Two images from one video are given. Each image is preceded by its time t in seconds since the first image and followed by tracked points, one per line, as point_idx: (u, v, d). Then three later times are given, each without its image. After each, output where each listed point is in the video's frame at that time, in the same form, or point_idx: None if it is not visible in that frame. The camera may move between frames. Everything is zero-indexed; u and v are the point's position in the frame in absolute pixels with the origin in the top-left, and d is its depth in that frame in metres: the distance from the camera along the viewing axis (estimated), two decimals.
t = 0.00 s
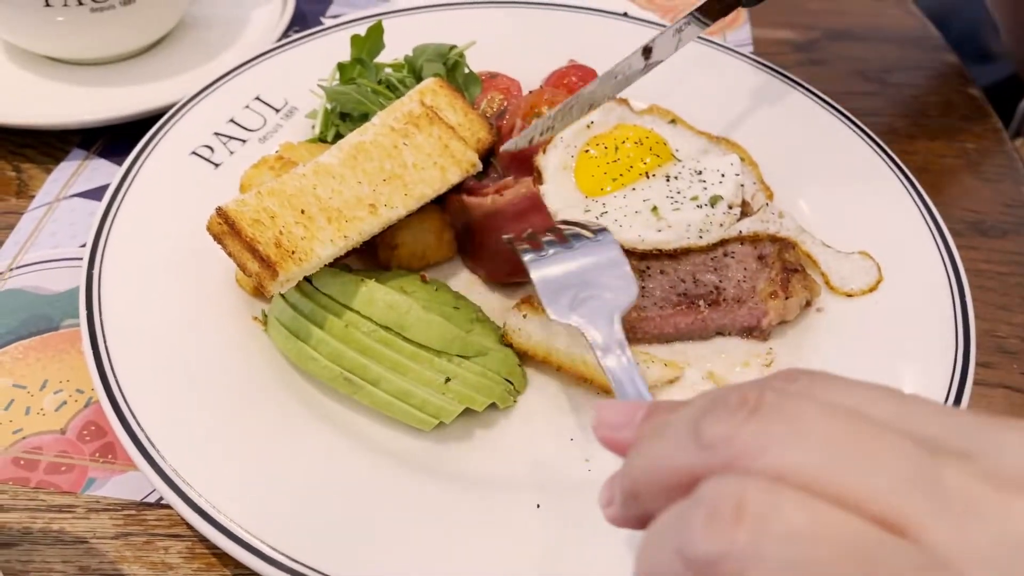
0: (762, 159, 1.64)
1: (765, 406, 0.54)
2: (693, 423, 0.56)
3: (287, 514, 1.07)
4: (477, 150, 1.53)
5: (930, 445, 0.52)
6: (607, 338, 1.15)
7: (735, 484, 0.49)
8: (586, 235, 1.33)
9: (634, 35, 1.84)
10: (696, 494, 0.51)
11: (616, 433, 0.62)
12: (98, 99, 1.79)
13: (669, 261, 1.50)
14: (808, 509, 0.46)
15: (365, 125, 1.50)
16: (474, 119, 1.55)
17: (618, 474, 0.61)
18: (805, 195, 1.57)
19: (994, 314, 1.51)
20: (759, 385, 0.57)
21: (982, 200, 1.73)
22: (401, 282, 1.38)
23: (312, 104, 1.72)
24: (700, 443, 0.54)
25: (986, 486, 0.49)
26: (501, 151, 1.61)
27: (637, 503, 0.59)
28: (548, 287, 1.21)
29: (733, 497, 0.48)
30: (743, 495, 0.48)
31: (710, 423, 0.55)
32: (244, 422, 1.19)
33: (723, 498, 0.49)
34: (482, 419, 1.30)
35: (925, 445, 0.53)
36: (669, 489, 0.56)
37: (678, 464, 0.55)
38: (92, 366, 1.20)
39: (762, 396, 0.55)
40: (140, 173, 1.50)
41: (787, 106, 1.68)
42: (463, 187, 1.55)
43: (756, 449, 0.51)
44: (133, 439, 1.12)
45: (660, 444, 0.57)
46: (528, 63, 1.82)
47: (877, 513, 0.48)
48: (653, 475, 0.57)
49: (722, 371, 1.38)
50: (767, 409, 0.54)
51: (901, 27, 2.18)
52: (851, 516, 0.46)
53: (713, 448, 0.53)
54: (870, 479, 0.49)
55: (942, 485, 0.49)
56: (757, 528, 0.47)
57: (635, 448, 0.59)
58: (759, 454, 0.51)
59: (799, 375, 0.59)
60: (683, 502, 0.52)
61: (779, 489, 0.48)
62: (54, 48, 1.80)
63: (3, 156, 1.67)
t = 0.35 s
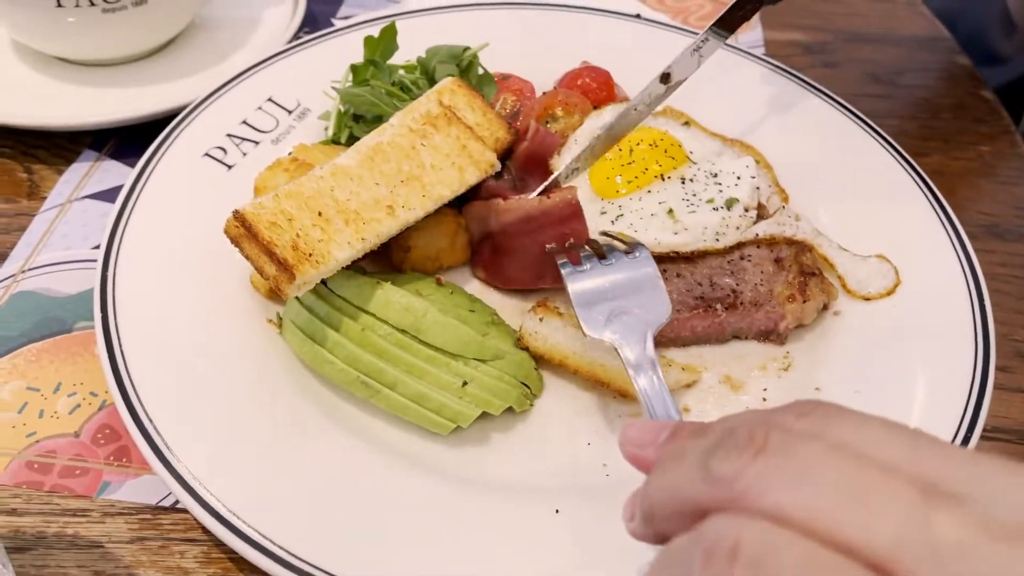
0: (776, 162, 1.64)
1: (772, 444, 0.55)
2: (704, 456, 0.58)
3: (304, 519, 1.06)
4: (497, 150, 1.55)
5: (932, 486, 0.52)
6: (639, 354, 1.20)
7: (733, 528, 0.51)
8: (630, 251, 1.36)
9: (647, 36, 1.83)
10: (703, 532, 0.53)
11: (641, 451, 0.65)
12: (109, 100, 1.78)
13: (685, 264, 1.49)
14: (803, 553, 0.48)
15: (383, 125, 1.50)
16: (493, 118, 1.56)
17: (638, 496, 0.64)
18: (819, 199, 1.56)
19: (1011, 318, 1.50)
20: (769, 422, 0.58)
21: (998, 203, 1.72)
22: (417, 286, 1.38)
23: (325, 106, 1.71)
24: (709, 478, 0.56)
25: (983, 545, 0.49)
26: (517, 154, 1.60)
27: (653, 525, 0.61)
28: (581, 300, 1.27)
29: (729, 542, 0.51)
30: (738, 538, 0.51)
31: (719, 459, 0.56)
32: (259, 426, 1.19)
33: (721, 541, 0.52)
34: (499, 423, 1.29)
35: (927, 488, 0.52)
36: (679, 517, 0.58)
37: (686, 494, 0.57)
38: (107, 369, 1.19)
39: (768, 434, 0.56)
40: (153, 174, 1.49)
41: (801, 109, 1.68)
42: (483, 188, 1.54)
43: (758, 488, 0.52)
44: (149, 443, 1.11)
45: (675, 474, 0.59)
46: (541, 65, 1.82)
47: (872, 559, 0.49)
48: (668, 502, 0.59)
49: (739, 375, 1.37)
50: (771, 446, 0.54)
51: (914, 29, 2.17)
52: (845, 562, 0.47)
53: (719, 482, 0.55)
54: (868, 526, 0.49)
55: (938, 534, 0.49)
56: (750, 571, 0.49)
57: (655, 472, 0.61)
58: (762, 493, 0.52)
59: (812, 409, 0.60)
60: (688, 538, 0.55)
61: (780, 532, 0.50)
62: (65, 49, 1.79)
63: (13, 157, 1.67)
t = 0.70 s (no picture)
0: (778, 157, 1.64)
1: (735, 476, 0.57)
2: (670, 488, 0.60)
3: (308, 510, 1.07)
4: (498, 144, 1.56)
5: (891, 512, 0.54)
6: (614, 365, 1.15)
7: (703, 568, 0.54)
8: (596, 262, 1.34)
9: (649, 32, 1.84)
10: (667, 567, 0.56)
11: (616, 476, 0.66)
12: (112, 96, 1.78)
13: (687, 258, 1.50)
14: None
15: (388, 120, 1.50)
16: (495, 112, 1.58)
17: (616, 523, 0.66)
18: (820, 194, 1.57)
19: (1011, 313, 1.50)
20: (737, 453, 0.60)
21: (998, 199, 1.73)
22: (420, 279, 1.38)
23: (327, 101, 1.72)
24: (675, 511, 0.59)
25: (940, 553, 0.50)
26: (519, 149, 1.62)
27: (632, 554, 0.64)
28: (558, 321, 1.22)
29: None
30: None
31: (686, 491, 0.59)
32: (263, 418, 1.19)
33: None
34: (502, 416, 1.30)
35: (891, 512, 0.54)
36: (655, 545, 0.61)
37: (659, 526, 0.60)
38: (112, 361, 1.20)
39: (731, 468, 0.58)
40: (157, 168, 1.49)
41: (803, 105, 1.68)
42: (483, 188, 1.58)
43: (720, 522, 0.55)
44: (154, 435, 1.12)
45: (646, 505, 0.62)
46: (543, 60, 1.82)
47: None
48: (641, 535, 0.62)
49: (741, 368, 1.37)
50: (734, 480, 0.57)
51: (915, 26, 2.18)
52: None
53: (687, 518, 0.57)
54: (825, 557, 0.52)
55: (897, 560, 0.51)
56: None
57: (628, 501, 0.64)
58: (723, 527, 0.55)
59: (782, 435, 0.62)
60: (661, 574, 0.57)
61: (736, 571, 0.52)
62: (69, 44, 1.80)
63: (17, 152, 1.67)
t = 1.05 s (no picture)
0: (780, 156, 1.64)
1: (898, 435, 0.54)
2: (813, 441, 0.57)
3: (310, 509, 1.07)
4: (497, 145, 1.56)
5: None
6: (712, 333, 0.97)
7: (870, 523, 0.50)
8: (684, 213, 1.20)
9: (651, 32, 1.84)
10: (821, 522, 0.53)
11: (718, 428, 0.64)
12: (112, 94, 1.78)
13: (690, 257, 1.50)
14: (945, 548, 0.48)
15: (386, 121, 1.50)
16: (493, 115, 1.58)
17: (718, 475, 0.62)
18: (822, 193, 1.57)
19: (1014, 311, 1.50)
20: (886, 409, 0.58)
21: (1000, 198, 1.72)
22: (422, 277, 1.38)
23: (328, 99, 1.71)
24: (824, 465, 0.56)
25: None
26: (519, 148, 1.62)
27: (743, 511, 0.61)
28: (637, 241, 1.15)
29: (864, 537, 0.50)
30: (872, 533, 0.50)
31: (834, 447, 0.56)
32: (265, 417, 1.19)
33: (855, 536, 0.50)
34: (504, 415, 1.30)
35: None
36: (784, 500, 0.57)
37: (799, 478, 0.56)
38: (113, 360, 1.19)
39: (889, 423, 0.56)
40: (158, 166, 1.49)
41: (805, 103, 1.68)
42: (481, 185, 1.57)
43: (879, 483, 0.53)
44: (156, 434, 1.11)
45: (775, 457, 0.59)
46: (545, 59, 1.82)
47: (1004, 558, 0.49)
48: (765, 489, 0.58)
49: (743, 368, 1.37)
50: (894, 437, 0.54)
51: (916, 25, 2.18)
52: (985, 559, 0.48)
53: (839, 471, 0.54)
54: (1001, 526, 0.50)
55: None
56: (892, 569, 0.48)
57: (743, 455, 0.61)
58: (885, 488, 0.52)
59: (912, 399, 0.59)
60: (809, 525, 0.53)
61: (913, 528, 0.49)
62: (69, 43, 1.79)
63: (17, 150, 1.67)
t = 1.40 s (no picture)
0: (784, 151, 1.63)
1: (984, 481, 0.48)
2: (885, 496, 0.50)
3: (310, 507, 1.06)
4: (499, 141, 1.55)
5: None
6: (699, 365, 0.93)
7: None
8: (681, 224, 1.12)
9: (653, 26, 1.82)
10: None
11: (739, 485, 0.54)
12: (110, 88, 1.76)
13: (693, 252, 1.47)
14: None
15: (387, 114, 1.48)
16: (495, 110, 1.56)
17: (760, 545, 0.52)
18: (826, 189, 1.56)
19: (1019, 308, 1.49)
20: (945, 447, 0.51)
21: (1006, 194, 1.71)
22: (423, 273, 1.37)
23: (328, 93, 1.70)
24: (907, 527, 0.48)
25: None
26: (521, 143, 1.59)
27: None
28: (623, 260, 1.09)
29: None
30: None
31: (914, 505, 0.49)
32: (265, 413, 1.17)
33: None
34: (506, 412, 1.28)
35: None
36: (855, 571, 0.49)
37: (866, 541, 0.49)
38: (110, 356, 1.18)
39: (971, 467, 0.49)
40: (156, 161, 1.48)
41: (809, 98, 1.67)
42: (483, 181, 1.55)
43: (980, 544, 0.47)
44: (154, 431, 1.10)
45: (840, 515, 0.50)
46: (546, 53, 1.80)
47: None
48: (834, 555, 0.49)
49: (746, 363, 1.36)
50: (983, 481, 0.48)
51: (921, 20, 2.16)
52: None
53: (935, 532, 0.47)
54: None
55: None
56: None
57: (790, 512, 0.51)
58: (986, 553, 0.46)
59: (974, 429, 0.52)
60: None
61: None
62: (67, 36, 1.78)
63: (14, 144, 1.65)
